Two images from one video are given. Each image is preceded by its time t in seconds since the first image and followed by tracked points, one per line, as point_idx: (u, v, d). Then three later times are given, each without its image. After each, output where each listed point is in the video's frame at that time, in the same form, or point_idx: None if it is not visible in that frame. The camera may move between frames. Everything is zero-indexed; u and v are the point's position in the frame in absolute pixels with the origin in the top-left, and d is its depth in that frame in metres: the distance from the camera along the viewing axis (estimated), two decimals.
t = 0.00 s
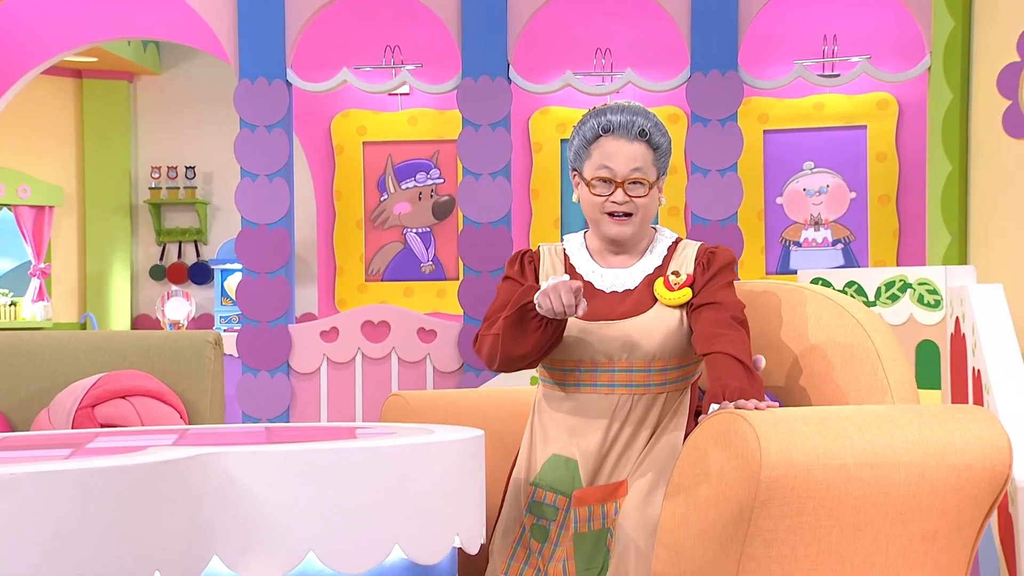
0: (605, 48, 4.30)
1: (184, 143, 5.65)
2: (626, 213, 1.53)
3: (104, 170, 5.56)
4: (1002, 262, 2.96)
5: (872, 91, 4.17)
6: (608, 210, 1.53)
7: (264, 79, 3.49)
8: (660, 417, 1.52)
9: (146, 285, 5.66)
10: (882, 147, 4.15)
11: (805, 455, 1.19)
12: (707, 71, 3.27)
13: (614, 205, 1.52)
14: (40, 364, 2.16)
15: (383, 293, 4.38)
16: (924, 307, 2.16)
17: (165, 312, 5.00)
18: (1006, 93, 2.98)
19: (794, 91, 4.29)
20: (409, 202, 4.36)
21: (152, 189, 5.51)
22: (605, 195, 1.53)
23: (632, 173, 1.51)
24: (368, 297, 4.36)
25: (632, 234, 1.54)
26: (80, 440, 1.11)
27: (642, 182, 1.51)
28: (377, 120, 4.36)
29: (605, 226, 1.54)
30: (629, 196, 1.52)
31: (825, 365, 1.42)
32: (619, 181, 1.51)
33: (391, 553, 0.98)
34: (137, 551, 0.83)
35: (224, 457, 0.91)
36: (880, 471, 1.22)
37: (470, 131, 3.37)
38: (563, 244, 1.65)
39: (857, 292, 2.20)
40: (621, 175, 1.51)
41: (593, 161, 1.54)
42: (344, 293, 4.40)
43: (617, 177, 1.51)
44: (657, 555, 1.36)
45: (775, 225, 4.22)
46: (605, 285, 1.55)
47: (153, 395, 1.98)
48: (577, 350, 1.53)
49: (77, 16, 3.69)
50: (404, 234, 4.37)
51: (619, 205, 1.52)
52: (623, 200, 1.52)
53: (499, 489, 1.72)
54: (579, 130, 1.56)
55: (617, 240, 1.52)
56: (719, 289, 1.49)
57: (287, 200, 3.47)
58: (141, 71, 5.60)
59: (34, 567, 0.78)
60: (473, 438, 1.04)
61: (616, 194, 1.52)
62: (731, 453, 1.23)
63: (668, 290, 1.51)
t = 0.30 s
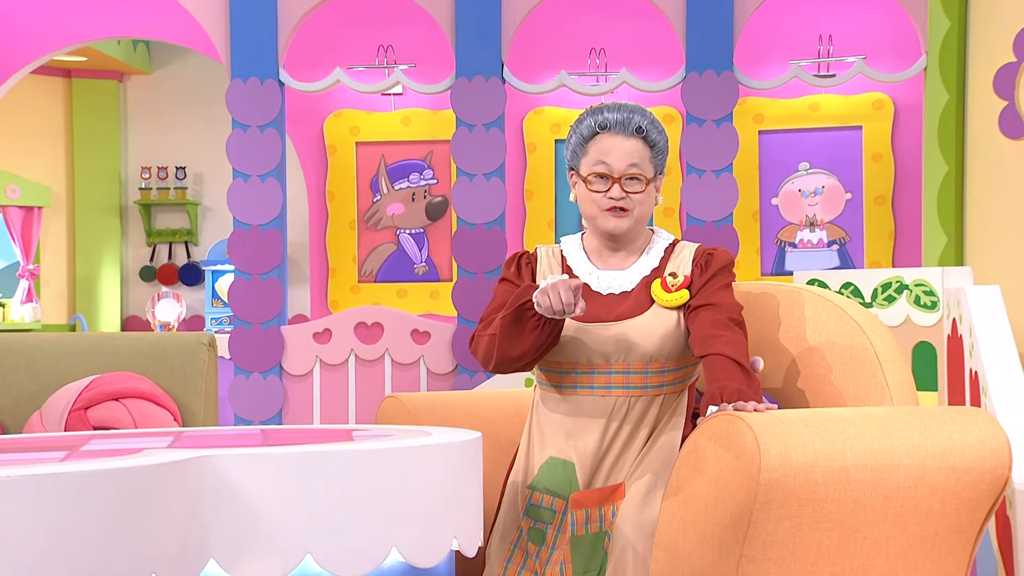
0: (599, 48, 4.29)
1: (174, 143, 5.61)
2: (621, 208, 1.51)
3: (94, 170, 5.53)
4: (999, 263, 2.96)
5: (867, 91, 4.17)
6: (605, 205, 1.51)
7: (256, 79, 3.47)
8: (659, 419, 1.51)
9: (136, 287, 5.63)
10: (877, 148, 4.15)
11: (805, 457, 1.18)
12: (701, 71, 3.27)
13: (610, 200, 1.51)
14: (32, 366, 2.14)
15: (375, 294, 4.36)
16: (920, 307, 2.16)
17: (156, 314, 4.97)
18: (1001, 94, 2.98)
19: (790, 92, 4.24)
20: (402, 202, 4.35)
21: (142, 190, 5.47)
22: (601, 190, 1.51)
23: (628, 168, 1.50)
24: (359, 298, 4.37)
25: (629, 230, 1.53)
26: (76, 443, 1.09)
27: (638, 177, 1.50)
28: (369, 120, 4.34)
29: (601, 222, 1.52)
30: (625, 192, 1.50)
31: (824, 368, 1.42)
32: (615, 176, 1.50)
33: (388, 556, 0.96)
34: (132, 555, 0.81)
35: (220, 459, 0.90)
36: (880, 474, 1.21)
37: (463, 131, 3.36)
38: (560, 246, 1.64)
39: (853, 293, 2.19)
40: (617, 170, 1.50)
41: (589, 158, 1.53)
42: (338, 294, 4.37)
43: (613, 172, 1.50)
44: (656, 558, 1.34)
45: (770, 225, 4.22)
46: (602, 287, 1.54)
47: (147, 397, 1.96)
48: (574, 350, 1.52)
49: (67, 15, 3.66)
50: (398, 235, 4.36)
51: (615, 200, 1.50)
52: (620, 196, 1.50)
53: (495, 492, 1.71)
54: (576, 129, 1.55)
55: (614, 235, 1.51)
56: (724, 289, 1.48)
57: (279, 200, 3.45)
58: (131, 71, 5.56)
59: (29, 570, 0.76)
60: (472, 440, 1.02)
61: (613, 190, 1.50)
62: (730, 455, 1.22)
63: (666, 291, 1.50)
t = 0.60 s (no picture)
0: (593, 48, 4.28)
1: (165, 143, 5.58)
2: (617, 203, 1.50)
3: (82, 170, 5.49)
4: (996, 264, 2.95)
5: (862, 92, 4.18)
6: (602, 201, 1.50)
7: (248, 79, 3.45)
8: (655, 421, 1.50)
9: (126, 288, 5.59)
10: (872, 148, 4.15)
11: (804, 459, 1.17)
12: (696, 71, 3.27)
13: (606, 195, 1.50)
14: (23, 369, 2.11)
15: (368, 296, 4.34)
16: (917, 309, 2.15)
17: (145, 315, 4.93)
18: (998, 94, 2.98)
19: (785, 92, 4.29)
20: (395, 203, 4.31)
21: (131, 190, 5.43)
22: (598, 185, 1.50)
23: (624, 163, 1.49)
24: (350, 301, 4.32)
25: (626, 225, 1.52)
26: (70, 445, 1.07)
27: (634, 172, 1.49)
28: (362, 120, 4.33)
29: (598, 217, 1.51)
30: (622, 186, 1.50)
31: (823, 370, 1.41)
32: (611, 171, 1.50)
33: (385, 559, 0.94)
34: (127, 559, 0.80)
35: (215, 462, 0.88)
36: (879, 476, 1.20)
37: (457, 131, 3.35)
38: (557, 247, 1.63)
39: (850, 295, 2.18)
40: (613, 165, 1.50)
41: (585, 155, 1.52)
42: (330, 295, 4.35)
43: (609, 167, 1.50)
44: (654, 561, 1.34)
45: (764, 226, 4.21)
46: (599, 288, 1.53)
47: (140, 399, 1.94)
48: (571, 351, 1.51)
49: (56, 14, 3.63)
50: (390, 235, 4.33)
51: (611, 194, 1.50)
52: (616, 190, 1.49)
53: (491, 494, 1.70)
54: (572, 128, 1.55)
55: (611, 230, 1.50)
56: (722, 289, 1.47)
57: (271, 201, 3.43)
58: (120, 70, 5.52)
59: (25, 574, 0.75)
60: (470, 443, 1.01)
61: (609, 184, 1.50)
62: (729, 457, 1.21)
63: (663, 292, 1.49)
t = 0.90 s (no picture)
0: (587, 48, 4.27)
1: (155, 144, 5.54)
2: (616, 199, 1.51)
3: (72, 171, 5.45)
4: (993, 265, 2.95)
5: (858, 93, 4.18)
6: (602, 196, 1.51)
7: (240, 79, 3.43)
8: (654, 423, 1.49)
9: (116, 290, 5.55)
10: (868, 149, 4.15)
11: (805, 461, 1.17)
12: (692, 72, 3.26)
13: (606, 191, 1.51)
14: (16, 371, 2.09)
15: (361, 297, 4.31)
16: (914, 311, 2.14)
17: (135, 317, 4.89)
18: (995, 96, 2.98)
19: (779, 92, 4.24)
20: (388, 204, 4.31)
21: (121, 191, 5.39)
22: (598, 182, 1.51)
23: (623, 160, 1.51)
24: (343, 301, 4.31)
25: (626, 222, 1.52)
26: (66, 448, 1.06)
27: (634, 168, 1.50)
28: (355, 121, 4.30)
29: (598, 214, 1.52)
30: (622, 182, 1.51)
31: (822, 371, 1.40)
32: (611, 167, 1.51)
33: (384, 563, 0.93)
34: (124, 563, 0.79)
35: (213, 465, 0.86)
36: (879, 479, 1.19)
37: (451, 132, 3.33)
38: (556, 248, 1.62)
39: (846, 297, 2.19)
40: (613, 161, 1.51)
41: (585, 152, 1.54)
42: (323, 297, 4.30)
43: (609, 164, 1.51)
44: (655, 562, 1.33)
45: (760, 227, 4.21)
46: (597, 289, 1.52)
47: (134, 402, 1.92)
48: (568, 351, 1.50)
49: (46, 13, 3.60)
50: (384, 237, 4.31)
51: (611, 190, 1.51)
52: (616, 186, 1.50)
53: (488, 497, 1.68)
54: (572, 128, 1.57)
55: (611, 227, 1.50)
56: (720, 290, 1.46)
57: (264, 202, 3.41)
58: (110, 70, 5.49)
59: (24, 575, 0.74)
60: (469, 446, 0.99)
61: (609, 180, 1.51)
62: (729, 459, 1.21)
63: (661, 293, 1.48)
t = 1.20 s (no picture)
0: (581, 47, 4.26)
1: (145, 143, 5.50)
2: (617, 194, 1.53)
3: (60, 171, 5.41)
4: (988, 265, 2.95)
5: (854, 92, 4.16)
6: (603, 192, 1.52)
7: (232, 77, 3.40)
8: (652, 421, 1.47)
9: (105, 290, 5.51)
10: (864, 149, 4.12)
11: (805, 462, 1.16)
12: (687, 71, 3.26)
13: (607, 185, 1.52)
14: (8, 372, 2.07)
15: (354, 298, 4.26)
16: (911, 311, 2.16)
17: (125, 318, 4.85)
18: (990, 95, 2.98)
19: (775, 92, 4.25)
20: (381, 204, 4.25)
21: (111, 191, 5.36)
22: (598, 178, 1.53)
23: (624, 157, 1.53)
24: (337, 302, 4.25)
25: (626, 218, 1.53)
26: (61, 450, 1.04)
27: (635, 164, 1.52)
28: (347, 120, 4.28)
29: (598, 209, 1.53)
30: (623, 178, 1.52)
31: (821, 372, 1.39)
32: (612, 163, 1.53)
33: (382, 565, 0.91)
34: (119, 567, 0.77)
35: (211, 467, 0.85)
36: (879, 480, 1.19)
37: (445, 131, 3.32)
38: (556, 247, 1.61)
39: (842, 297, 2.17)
40: (614, 157, 1.53)
41: (585, 150, 1.55)
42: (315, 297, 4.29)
43: (610, 160, 1.53)
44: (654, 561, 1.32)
45: (755, 227, 4.17)
46: (596, 285, 1.51)
47: (127, 403, 1.90)
48: (566, 348, 1.50)
49: (36, 10, 3.57)
50: (376, 236, 4.26)
51: (612, 185, 1.52)
52: (617, 182, 1.52)
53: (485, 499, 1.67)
54: (571, 128, 1.59)
55: (613, 221, 1.51)
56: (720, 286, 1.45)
57: (256, 202, 3.39)
58: (99, 68, 5.45)
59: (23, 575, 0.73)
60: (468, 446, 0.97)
61: (610, 176, 1.52)
62: (729, 460, 1.20)
63: (660, 289, 1.48)
